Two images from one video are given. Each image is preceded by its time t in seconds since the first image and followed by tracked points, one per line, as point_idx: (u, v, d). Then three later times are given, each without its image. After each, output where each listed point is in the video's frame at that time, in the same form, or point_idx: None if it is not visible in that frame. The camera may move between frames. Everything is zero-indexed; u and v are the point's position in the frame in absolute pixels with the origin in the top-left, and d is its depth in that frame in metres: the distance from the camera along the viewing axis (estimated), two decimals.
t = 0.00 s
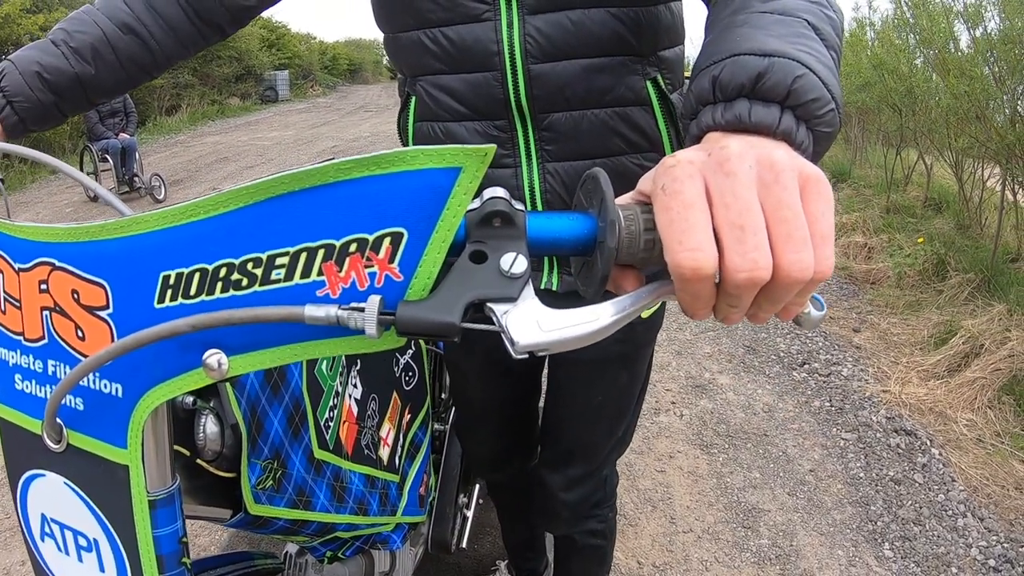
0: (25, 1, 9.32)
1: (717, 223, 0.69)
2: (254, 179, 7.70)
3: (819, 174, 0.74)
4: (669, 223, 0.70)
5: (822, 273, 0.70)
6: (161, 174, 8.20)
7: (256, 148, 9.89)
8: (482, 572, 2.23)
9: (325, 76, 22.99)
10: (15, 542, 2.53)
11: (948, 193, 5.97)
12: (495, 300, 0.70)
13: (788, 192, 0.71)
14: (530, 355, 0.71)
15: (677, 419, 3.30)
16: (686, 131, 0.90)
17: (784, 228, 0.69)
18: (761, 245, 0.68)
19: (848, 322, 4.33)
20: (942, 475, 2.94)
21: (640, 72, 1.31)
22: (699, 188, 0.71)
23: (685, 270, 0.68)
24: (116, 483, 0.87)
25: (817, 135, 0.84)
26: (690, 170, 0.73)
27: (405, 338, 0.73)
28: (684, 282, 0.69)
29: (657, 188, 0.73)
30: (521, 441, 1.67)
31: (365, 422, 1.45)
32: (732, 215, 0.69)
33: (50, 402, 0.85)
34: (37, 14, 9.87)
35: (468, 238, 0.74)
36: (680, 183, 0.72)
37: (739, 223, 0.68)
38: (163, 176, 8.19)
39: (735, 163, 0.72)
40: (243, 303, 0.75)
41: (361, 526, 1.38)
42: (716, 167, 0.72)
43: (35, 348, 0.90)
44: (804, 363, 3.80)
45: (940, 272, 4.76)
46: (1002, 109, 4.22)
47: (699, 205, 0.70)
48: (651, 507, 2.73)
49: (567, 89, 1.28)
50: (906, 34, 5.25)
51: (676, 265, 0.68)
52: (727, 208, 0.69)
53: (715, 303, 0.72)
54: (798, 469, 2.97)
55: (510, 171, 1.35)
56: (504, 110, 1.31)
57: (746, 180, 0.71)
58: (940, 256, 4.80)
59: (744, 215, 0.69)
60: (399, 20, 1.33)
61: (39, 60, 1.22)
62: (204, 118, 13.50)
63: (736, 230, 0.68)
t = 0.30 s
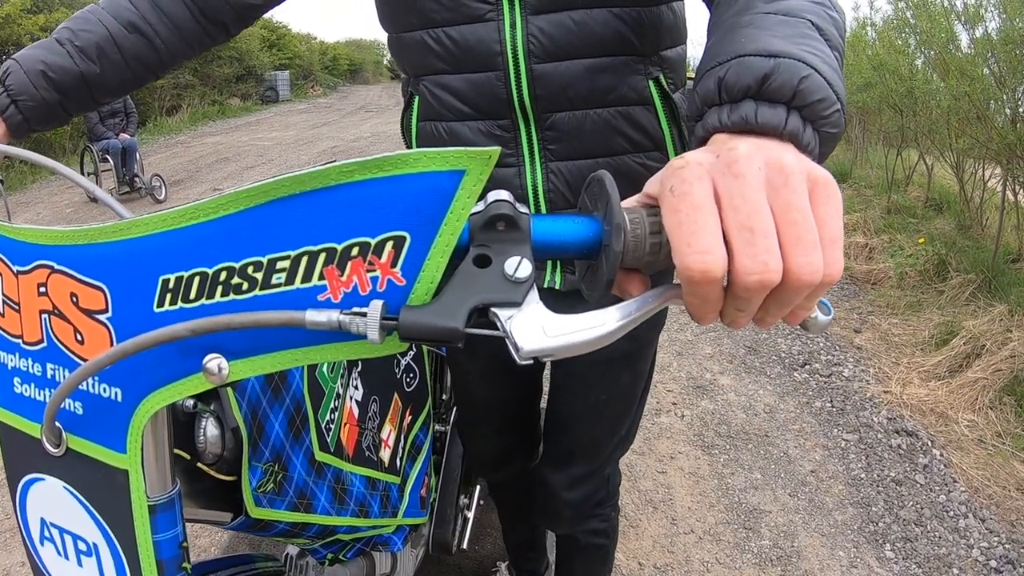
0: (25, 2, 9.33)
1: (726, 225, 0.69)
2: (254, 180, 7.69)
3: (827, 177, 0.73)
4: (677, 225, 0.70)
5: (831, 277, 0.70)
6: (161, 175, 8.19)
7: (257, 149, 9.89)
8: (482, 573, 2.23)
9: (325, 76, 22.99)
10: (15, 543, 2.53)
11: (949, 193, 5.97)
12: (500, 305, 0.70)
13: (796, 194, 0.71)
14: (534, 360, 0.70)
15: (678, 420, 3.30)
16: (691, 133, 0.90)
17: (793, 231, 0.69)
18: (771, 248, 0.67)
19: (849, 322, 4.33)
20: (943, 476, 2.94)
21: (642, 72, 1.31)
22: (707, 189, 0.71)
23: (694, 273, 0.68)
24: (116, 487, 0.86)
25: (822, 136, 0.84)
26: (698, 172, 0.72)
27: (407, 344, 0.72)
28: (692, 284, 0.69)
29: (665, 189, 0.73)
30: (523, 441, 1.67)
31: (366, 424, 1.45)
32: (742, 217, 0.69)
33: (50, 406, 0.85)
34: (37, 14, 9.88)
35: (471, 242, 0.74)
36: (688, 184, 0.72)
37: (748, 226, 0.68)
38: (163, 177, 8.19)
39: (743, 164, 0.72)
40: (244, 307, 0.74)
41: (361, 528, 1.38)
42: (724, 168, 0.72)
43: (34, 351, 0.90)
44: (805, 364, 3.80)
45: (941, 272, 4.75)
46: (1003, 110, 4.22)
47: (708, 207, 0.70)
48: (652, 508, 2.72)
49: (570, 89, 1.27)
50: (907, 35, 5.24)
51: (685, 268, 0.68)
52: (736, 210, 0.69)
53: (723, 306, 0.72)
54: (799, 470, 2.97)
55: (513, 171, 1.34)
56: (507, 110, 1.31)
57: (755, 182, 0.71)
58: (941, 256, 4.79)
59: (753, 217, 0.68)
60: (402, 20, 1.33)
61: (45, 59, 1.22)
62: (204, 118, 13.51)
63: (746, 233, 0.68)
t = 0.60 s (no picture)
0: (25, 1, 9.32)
1: (716, 229, 0.69)
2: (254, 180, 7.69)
3: (819, 179, 0.73)
4: (666, 228, 0.69)
5: (823, 279, 0.69)
6: (160, 174, 8.19)
7: (257, 148, 9.89)
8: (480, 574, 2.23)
9: (326, 75, 22.98)
10: (12, 542, 2.53)
11: (949, 194, 5.96)
12: (490, 307, 0.70)
13: (788, 198, 0.70)
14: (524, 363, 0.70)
15: (676, 420, 3.29)
16: (684, 133, 0.89)
17: (785, 234, 0.68)
18: (762, 253, 0.67)
19: (848, 323, 4.32)
20: (942, 478, 2.93)
21: (639, 71, 1.30)
22: (697, 193, 0.71)
23: (682, 278, 0.67)
24: (108, 488, 0.86)
25: (816, 136, 0.84)
26: (688, 175, 0.72)
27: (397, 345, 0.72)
28: (682, 290, 0.68)
29: (654, 193, 0.72)
30: (520, 442, 1.66)
31: (362, 424, 1.44)
32: (732, 221, 0.68)
33: (41, 407, 0.85)
34: (37, 13, 9.87)
35: (461, 243, 0.73)
36: (677, 187, 0.71)
37: (739, 230, 0.68)
38: (162, 176, 8.19)
39: (734, 167, 0.71)
40: (234, 308, 0.74)
41: (357, 529, 1.37)
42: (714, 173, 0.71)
43: (27, 352, 0.90)
44: (804, 365, 3.80)
45: (941, 273, 4.74)
46: (1003, 110, 4.21)
47: (697, 211, 0.69)
48: (650, 509, 2.72)
49: (566, 87, 1.27)
50: (907, 35, 5.23)
51: (673, 272, 0.67)
52: (727, 214, 0.69)
53: (714, 310, 0.71)
54: (798, 471, 2.97)
55: (509, 169, 1.34)
56: (503, 109, 1.30)
57: (746, 185, 0.70)
58: (941, 257, 4.78)
59: (745, 221, 0.68)
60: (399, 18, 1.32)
61: (61, 60, 1.21)
62: (204, 118, 13.50)
63: (737, 237, 0.67)
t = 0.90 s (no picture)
0: (23, 1, 9.31)
1: (709, 237, 0.68)
2: (252, 180, 7.69)
3: (813, 186, 0.72)
4: (657, 236, 0.69)
5: (817, 287, 0.69)
6: (158, 175, 8.18)
7: (255, 148, 9.88)
8: None
9: (324, 75, 22.98)
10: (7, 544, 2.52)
11: (947, 194, 5.96)
12: (478, 315, 0.69)
13: (781, 205, 0.69)
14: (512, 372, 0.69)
15: (674, 422, 3.29)
16: (677, 137, 0.89)
17: (778, 243, 0.68)
18: (755, 262, 0.66)
19: (846, 324, 4.32)
20: (940, 479, 2.93)
21: (635, 74, 1.30)
22: (689, 200, 0.70)
23: (674, 287, 0.67)
24: (100, 494, 0.86)
25: (810, 141, 0.84)
26: (680, 183, 0.72)
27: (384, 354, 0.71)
28: (674, 299, 0.68)
29: (646, 200, 0.72)
30: (516, 444, 1.66)
31: (357, 427, 1.43)
32: (725, 229, 0.68)
33: (34, 412, 0.84)
34: (36, 13, 9.86)
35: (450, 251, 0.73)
36: (669, 195, 0.71)
37: (732, 238, 0.67)
38: (160, 176, 8.19)
39: (726, 175, 0.71)
40: (222, 316, 0.74)
41: (353, 532, 1.37)
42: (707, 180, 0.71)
43: (20, 357, 0.89)
44: (802, 366, 3.79)
45: (938, 274, 4.74)
46: (1001, 111, 4.22)
47: (689, 219, 0.69)
48: (647, 510, 2.71)
49: (563, 90, 1.26)
50: (904, 36, 5.23)
51: (665, 281, 0.67)
52: (719, 222, 0.68)
53: (706, 318, 0.71)
54: (795, 472, 2.97)
55: (505, 172, 1.34)
56: (500, 111, 1.30)
57: (739, 192, 0.69)
58: (939, 258, 4.79)
59: (737, 230, 0.67)
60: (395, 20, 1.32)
61: (61, 59, 1.21)
62: (203, 118, 13.51)
63: (730, 246, 0.67)
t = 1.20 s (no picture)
0: (21, 2, 9.30)
1: (704, 245, 0.68)
2: (250, 181, 7.69)
3: (806, 194, 0.72)
4: (650, 243, 0.69)
5: (811, 295, 0.69)
6: (156, 176, 8.17)
7: (253, 150, 9.88)
8: None
9: (322, 77, 22.97)
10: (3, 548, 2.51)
11: (945, 194, 5.96)
12: (465, 324, 0.69)
13: (774, 212, 0.69)
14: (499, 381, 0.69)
15: (671, 423, 3.29)
16: (671, 142, 0.88)
17: (773, 250, 0.67)
18: (752, 268, 0.66)
19: (844, 324, 4.32)
20: (938, 480, 2.93)
21: (633, 77, 1.29)
22: (682, 207, 0.70)
23: (666, 294, 0.66)
24: (93, 500, 0.85)
25: (804, 146, 0.83)
26: (673, 189, 0.71)
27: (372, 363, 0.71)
28: (668, 308, 0.67)
29: (637, 206, 0.71)
30: (513, 445, 1.66)
31: (353, 430, 1.43)
32: (721, 236, 0.67)
33: (26, 419, 0.84)
34: (33, 14, 9.85)
35: (438, 258, 0.73)
36: (661, 202, 0.70)
37: (728, 245, 0.67)
38: (158, 178, 8.18)
39: (720, 181, 0.71)
40: (212, 324, 0.74)
41: (349, 537, 1.36)
42: (700, 188, 0.71)
43: (13, 363, 0.89)
44: (800, 366, 3.79)
45: (936, 274, 4.74)
46: (999, 111, 4.22)
47: (682, 226, 0.68)
48: (645, 512, 2.71)
49: (560, 94, 1.26)
50: (902, 36, 5.23)
51: (657, 288, 0.67)
52: (715, 229, 0.68)
53: (700, 325, 0.70)
54: (793, 473, 2.96)
55: (503, 174, 1.33)
56: (497, 114, 1.30)
57: (733, 199, 0.69)
58: (937, 258, 4.79)
59: (733, 237, 0.67)
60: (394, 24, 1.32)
61: (83, 74, 1.21)
62: (201, 119, 13.51)
63: (726, 252, 0.67)
